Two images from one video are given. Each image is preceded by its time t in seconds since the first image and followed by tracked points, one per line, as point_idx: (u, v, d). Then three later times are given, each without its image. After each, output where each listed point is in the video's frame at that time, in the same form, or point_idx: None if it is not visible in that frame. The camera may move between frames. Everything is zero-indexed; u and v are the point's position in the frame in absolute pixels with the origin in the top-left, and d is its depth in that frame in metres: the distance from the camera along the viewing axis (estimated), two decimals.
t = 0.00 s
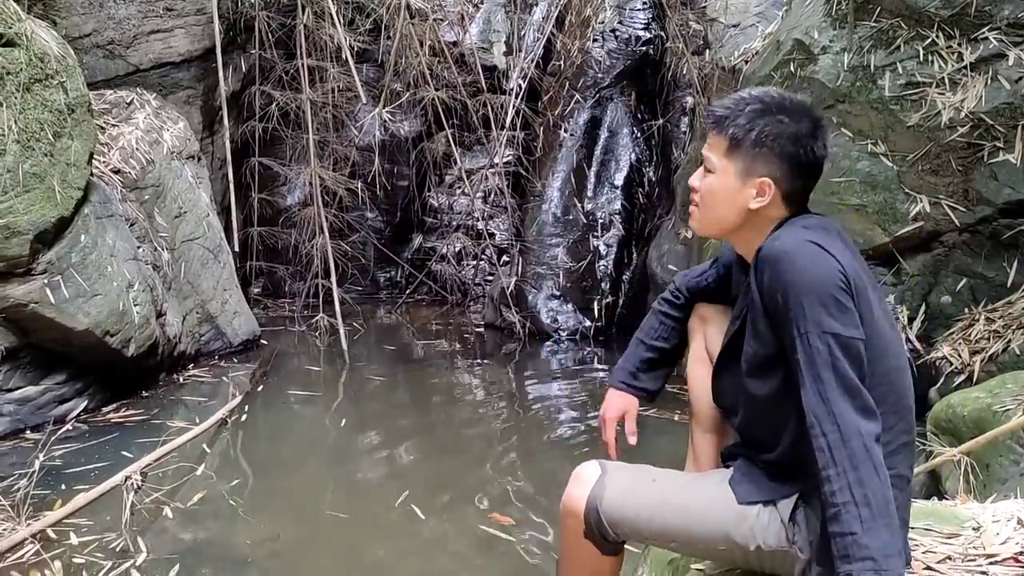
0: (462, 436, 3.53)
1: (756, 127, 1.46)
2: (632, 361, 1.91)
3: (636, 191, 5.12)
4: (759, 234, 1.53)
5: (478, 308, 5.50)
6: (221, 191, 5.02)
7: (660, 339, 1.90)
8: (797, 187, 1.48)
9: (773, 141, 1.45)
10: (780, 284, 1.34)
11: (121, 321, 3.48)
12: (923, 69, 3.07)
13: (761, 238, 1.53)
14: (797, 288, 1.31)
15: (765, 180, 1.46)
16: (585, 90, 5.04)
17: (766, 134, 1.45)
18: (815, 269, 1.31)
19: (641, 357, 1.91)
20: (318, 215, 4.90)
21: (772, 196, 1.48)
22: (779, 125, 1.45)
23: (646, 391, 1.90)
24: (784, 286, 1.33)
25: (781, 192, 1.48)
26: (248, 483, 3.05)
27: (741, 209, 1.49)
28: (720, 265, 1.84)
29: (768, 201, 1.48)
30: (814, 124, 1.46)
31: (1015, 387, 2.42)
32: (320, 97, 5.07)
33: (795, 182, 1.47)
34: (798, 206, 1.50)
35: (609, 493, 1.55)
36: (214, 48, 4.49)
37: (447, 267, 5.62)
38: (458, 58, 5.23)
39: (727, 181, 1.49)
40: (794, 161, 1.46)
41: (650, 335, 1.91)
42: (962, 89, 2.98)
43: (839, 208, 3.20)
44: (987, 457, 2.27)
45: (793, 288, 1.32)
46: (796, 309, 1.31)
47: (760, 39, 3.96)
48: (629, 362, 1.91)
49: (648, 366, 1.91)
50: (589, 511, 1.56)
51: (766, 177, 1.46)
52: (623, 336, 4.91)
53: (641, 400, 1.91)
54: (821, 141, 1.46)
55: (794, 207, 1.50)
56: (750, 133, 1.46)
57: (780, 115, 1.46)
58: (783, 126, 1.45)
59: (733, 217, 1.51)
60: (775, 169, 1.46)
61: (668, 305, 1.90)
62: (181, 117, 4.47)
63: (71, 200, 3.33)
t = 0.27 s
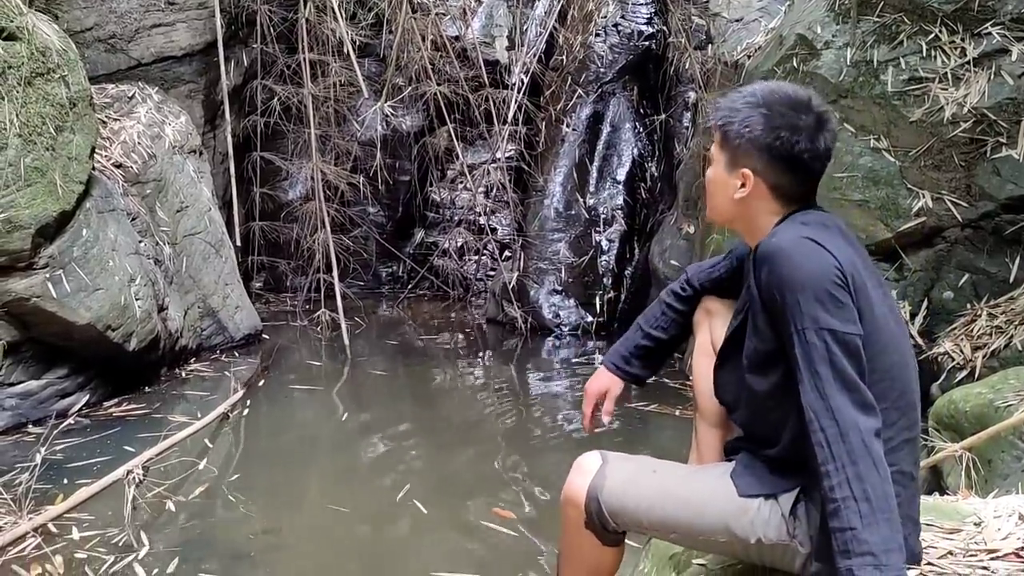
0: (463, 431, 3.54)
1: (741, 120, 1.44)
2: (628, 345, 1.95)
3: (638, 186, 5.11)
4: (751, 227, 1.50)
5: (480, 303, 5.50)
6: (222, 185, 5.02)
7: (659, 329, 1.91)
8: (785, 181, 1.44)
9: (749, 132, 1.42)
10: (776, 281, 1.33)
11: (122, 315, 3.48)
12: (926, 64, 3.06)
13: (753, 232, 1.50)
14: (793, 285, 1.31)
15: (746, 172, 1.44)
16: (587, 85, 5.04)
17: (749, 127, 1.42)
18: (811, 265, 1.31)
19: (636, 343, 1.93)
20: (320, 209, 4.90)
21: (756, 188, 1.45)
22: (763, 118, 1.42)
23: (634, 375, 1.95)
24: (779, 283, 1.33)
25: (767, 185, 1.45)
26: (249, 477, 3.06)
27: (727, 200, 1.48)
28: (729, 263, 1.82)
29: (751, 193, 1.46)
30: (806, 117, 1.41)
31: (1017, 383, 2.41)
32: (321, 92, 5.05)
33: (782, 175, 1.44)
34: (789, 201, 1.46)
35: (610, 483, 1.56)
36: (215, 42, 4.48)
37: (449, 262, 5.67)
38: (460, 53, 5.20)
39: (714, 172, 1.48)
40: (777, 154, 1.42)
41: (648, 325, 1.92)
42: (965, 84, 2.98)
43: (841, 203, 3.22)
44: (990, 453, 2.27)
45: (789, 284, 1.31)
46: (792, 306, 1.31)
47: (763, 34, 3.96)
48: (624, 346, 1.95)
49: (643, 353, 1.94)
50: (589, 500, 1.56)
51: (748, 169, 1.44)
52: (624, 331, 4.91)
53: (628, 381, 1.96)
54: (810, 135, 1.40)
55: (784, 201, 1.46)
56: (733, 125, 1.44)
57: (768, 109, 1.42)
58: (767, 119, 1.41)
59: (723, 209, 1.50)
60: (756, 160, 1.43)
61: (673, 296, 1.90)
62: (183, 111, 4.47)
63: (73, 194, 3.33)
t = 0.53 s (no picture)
0: (463, 427, 3.54)
1: (741, 112, 1.45)
2: (629, 335, 1.95)
3: (639, 182, 5.11)
4: (756, 220, 1.50)
5: (481, 299, 5.50)
6: (223, 181, 5.02)
7: (661, 321, 1.91)
8: (780, 174, 1.43)
9: (742, 126, 1.43)
10: (780, 276, 1.33)
11: (123, 311, 3.48)
12: (927, 60, 3.06)
13: (758, 224, 1.50)
14: (796, 280, 1.31)
15: (743, 165, 1.45)
16: (587, 81, 5.01)
17: (744, 119, 1.43)
18: (815, 260, 1.30)
19: (637, 333, 1.94)
20: (321, 205, 4.90)
21: (752, 180, 1.46)
22: (758, 111, 1.42)
23: (634, 365, 1.95)
24: (783, 277, 1.33)
25: (763, 177, 1.45)
26: (250, 473, 3.06)
27: (732, 191, 1.50)
28: (736, 258, 1.82)
29: (749, 185, 1.46)
30: (803, 110, 1.39)
31: (1018, 378, 2.41)
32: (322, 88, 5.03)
33: (776, 168, 1.43)
34: (791, 193, 1.45)
35: (611, 480, 1.56)
36: (216, 37, 4.50)
37: (450, 258, 5.61)
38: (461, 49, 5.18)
39: (722, 163, 1.51)
40: (769, 147, 1.41)
41: (650, 316, 1.92)
42: (967, 80, 2.97)
43: (841, 199, 3.20)
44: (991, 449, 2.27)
45: (793, 279, 1.31)
46: (796, 301, 1.31)
47: (764, 29, 3.95)
48: (625, 336, 1.95)
49: (643, 344, 1.94)
50: (591, 496, 1.57)
51: (744, 161, 1.45)
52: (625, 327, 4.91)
53: (627, 371, 1.97)
54: (802, 128, 1.38)
55: (784, 194, 1.45)
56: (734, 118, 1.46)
57: (765, 102, 1.42)
58: (761, 112, 1.41)
59: (731, 199, 1.52)
60: (751, 154, 1.43)
61: (678, 288, 1.90)
62: (183, 106, 4.47)
63: (73, 189, 3.33)
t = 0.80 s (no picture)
0: (463, 424, 3.54)
1: (743, 109, 1.44)
2: (631, 333, 1.95)
3: (640, 178, 5.11)
4: (759, 216, 1.50)
5: (481, 296, 5.50)
6: (223, 178, 5.02)
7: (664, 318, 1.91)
8: (782, 171, 1.43)
9: (747, 124, 1.42)
10: (781, 273, 1.33)
11: (123, 308, 3.49)
12: (928, 57, 3.05)
13: (761, 221, 1.50)
14: (798, 277, 1.31)
15: (747, 163, 1.44)
16: (588, 78, 5.02)
17: (746, 116, 1.43)
18: (817, 258, 1.30)
19: (640, 331, 1.94)
20: (321, 202, 4.90)
21: (755, 177, 1.45)
22: (760, 108, 1.41)
23: (636, 363, 1.95)
24: (785, 275, 1.33)
25: (765, 175, 1.44)
26: (250, 470, 3.06)
27: (734, 188, 1.49)
28: (739, 254, 1.82)
29: (751, 182, 1.46)
30: (805, 108, 1.39)
31: (1018, 376, 2.41)
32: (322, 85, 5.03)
33: (779, 165, 1.42)
34: (793, 190, 1.45)
35: (612, 477, 1.56)
36: (217, 34, 4.50)
37: (449, 255, 5.66)
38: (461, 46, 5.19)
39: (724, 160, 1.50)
40: (772, 144, 1.40)
41: (653, 313, 1.92)
42: (967, 77, 2.97)
43: (841, 196, 3.19)
44: (991, 446, 2.27)
45: (794, 276, 1.31)
46: (797, 298, 1.31)
47: (765, 27, 3.94)
48: (627, 333, 1.95)
49: (646, 342, 1.94)
50: (591, 494, 1.57)
51: (747, 158, 1.44)
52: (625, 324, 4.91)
53: (629, 370, 1.96)
54: (803, 125, 1.38)
55: (787, 191, 1.45)
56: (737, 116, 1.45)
57: (767, 99, 1.42)
58: (763, 109, 1.41)
59: (733, 197, 1.51)
60: (756, 151, 1.43)
61: (680, 285, 1.90)
62: (183, 103, 4.47)
63: (73, 186, 3.33)
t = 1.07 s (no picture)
0: (463, 422, 3.54)
1: (739, 109, 1.44)
2: (629, 330, 1.95)
3: (640, 177, 5.10)
4: (759, 215, 1.50)
5: (481, 295, 5.50)
6: (223, 175, 5.01)
7: (663, 316, 1.91)
8: (779, 170, 1.43)
9: (746, 125, 1.42)
10: (779, 272, 1.33)
11: (123, 306, 3.49)
12: (928, 56, 3.05)
13: (760, 220, 1.50)
14: (795, 277, 1.31)
15: (745, 164, 1.44)
16: (588, 76, 5.02)
17: (742, 116, 1.43)
18: (815, 257, 1.30)
19: (638, 328, 1.94)
20: (321, 200, 4.90)
21: (753, 177, 1.45)
22: (755, 108, 1.41)
23: (633, 360, 1.95)
24: (782, 275, 1.33)
25: (763, 174, 1.44)
26: (250, 468, 3.06)
27: (733, 188, 1.49)
28: (739, 252, 1.81)
29: (749, 182, 1.46)
30: (800, 106, 1.39)
31: (1018, 374, 2.40)
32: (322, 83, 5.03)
33: (776, 165, 1.42)
34: (791, 190, 1.45)
35: (613, 477, 1.56)
36: (217, 32, 4.50)
37: (449, 253, 5.66)
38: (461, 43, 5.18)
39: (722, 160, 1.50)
40: (768, 144, 1.40)
41: (651, 310, 1.92)
42: (968, 76, 2.97)
43: (841, 194, 3.19)
44: (991, 445, 2.26)
45: (792, 276, 1.31)
46: (795, 298, 1.31)
47: (765, 25, 3.94)
48: (624, 330, 1.95)
49: (644, 338, 1.94)
50: (591, 494, 1.57)
51: (744, 158, 1.44)
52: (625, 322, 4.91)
53: (626, 366, 1.96)
54: (798, 123, 1.38)
55: (785, 190, 1.45)
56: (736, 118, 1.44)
57: (763, 99, 1.42)
58: (759, 108, 1.41)
59: (733, 197, 1.51)
60: (756, 153, 1.42)
61: (679, 283, 1.90)
62: (183, 101, 4.46)
63: (73, 184, 3.33)
